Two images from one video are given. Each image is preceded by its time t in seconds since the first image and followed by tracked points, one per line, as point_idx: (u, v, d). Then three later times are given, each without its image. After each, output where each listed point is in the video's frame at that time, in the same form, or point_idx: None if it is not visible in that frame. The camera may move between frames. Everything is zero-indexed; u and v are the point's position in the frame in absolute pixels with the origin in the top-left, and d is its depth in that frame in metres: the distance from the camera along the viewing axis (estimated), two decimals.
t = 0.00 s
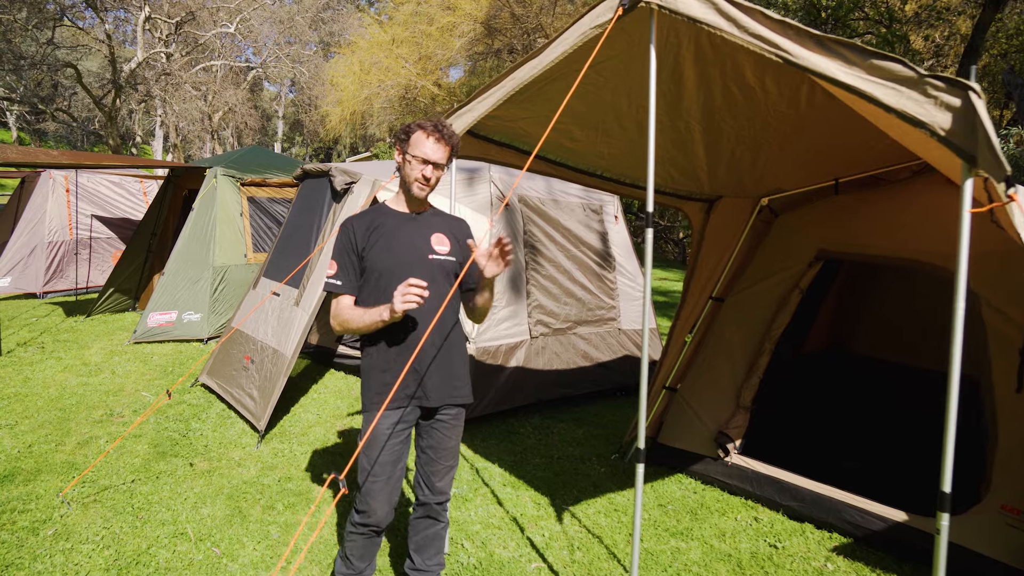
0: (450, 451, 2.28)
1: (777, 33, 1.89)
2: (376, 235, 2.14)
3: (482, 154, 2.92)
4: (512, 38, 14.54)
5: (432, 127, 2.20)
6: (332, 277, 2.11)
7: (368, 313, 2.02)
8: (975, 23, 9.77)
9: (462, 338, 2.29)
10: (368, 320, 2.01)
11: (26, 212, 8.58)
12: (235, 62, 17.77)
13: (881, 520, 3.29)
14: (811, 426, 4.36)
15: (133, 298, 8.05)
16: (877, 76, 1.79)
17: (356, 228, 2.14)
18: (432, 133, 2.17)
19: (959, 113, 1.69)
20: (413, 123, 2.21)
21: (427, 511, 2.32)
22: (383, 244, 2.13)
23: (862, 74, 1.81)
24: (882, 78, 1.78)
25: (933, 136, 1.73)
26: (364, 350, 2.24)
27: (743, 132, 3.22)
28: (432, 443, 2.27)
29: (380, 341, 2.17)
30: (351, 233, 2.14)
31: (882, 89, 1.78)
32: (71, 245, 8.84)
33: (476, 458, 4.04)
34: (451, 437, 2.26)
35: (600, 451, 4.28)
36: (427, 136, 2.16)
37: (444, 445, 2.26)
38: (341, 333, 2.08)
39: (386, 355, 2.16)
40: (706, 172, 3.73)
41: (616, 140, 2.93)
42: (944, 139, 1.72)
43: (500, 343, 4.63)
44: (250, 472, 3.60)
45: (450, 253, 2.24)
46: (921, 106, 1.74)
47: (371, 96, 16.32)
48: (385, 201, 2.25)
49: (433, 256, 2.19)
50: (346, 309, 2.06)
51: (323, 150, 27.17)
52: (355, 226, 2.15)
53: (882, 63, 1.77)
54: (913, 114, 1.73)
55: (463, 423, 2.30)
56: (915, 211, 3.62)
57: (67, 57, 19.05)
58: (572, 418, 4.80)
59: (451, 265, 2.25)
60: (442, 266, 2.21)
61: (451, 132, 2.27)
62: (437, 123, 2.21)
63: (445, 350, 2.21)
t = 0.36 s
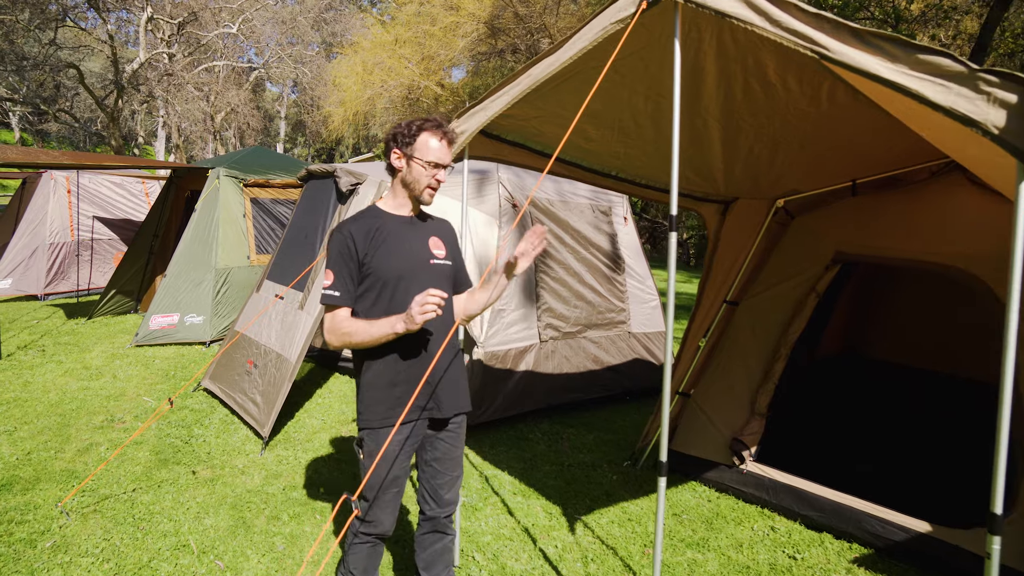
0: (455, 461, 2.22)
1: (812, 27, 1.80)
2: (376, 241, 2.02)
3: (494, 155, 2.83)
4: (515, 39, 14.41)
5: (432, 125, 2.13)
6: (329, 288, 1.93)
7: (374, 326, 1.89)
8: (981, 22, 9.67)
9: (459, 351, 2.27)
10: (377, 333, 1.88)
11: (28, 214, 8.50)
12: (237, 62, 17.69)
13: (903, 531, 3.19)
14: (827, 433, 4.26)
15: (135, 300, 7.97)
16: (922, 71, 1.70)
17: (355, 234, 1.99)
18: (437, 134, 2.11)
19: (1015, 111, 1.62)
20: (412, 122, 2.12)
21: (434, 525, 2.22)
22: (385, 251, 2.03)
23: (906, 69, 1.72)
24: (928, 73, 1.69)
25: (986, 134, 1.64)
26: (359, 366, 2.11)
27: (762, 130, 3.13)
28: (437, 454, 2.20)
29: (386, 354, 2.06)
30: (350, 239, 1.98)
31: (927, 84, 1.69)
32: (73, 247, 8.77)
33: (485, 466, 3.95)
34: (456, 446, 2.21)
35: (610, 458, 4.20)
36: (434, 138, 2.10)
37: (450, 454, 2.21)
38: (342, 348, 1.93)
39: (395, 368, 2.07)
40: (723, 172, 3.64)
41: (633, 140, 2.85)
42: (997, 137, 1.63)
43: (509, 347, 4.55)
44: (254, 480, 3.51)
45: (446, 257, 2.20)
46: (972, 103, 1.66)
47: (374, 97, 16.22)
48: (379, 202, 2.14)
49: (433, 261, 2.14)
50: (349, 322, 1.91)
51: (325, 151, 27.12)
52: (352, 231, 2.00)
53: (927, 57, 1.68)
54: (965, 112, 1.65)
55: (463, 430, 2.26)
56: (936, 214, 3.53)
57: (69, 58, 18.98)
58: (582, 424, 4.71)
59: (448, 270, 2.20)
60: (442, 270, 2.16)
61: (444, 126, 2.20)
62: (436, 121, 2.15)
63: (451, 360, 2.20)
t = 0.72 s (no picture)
0: (446, 473, 2.17)
1: (843, 21, 1.72)
2: (360, 247, 1.94)
3: (503, 156, 2.75)
4: (518, 39, 14.37)
5: (406, 119, 2.01)
6: (310, 296, 1.85)
7: (359, 335, 1.82)
8: (987, 23, 9.59)
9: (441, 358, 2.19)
10: (361, 344, 1.81)
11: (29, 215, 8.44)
12: (240, 64, 17.62)
13: (922, 541, 3.12)
14: (841, 439, 4.17)
15: (137, 302, 7.90)
16: (963, 66, 1.62)
17: (338, 239, 1.91)
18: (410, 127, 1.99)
19: None
20: (383, 117, 2.01)
21: (429, 541, 2.16)
22: (369, 256, 1.95)
23: (945, 64, 1.63)
24: (972, 68, 1.61)
25: None
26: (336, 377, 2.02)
27: (778, 131, 3.05)
28: (426, 468, 2.13)
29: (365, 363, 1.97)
30: (332, 244, 1.90)
31: (973, 81, 1.61)
32: (74, 249, 8.69)
33: (492, 473, 3.87)
34: (445, 459, 2.16)
35: (619, 464, 4.13)
36: (405, 132, 1.97)
37: (440, 467, 2.15)
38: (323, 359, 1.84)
39: (375, 379, 1.98)
40: (735, 173, 3.56)
41: (647, 139, 2.77)
42: None
43: (515, 351, 4.47)
44: (256, 488, 3.43)
45: (432, 262, 2.13)
46: (1019, 98, 1.57)
47: (377, 98, 16.16)
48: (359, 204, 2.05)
49: (419, 266, 2.07)
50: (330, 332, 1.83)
51: (327, 151, 27.10)
52: (336, 237, 1.92)
53: (971, 51, 1.60)
54: (1011, 108, 1.55)
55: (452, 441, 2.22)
56: (954, 216, 3.44)
57: (71, 60, 18.92)
58: (589, 429, 4.63)
59: (434, 275, 2.14)
60: (427, 276, 2.09)
61: (424, 121, 2.08)
62: (410, 114, 2.03)
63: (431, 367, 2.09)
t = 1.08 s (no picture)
0: (437, 486, 2.07)
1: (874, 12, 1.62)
2: (337, 250, 1.87)
3: (512, 156, 2.67)
4: (521, 39, 14.30)
5: (370, 115, 1.96)
6: (285, 300, 1.81)
7: (330, 341, 1.76)
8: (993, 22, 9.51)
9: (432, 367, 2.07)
10: (332, 350, 1.74)
11: (29, 217, 8.38)
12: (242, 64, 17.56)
13: (941, 553, 3.03)
14: (854, 447, 4.08)
15: (137, 304, 7.82)
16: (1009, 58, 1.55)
17: (314, 242, 1.85)
18: (371, 123, 1.93)
19: None
20: (348, 119, 1.97)
21: (428, 558, 2.05)
22: (349, 259, 1.88)
23: (989, 56, 1.57)
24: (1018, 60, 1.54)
25: None
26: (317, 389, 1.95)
27: (793, 131, 2.97)
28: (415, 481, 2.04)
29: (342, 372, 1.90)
30: (308, 247, 1.84)
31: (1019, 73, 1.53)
32: (73, 251, 8.62)
33: (497, 480, 3.79)
34: (435, 471, 2.07)
35: (627, 471, 4.06)
36: (366, 128, 1.91)
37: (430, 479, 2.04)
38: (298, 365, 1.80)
39: (352, 389, 1.90)
40: (748, 174, 3.48)
41: (659, 140, 2.69)
42: None
43: (520, 355, 4.39)
44: (256, 496, 3.35)
45: (421, 266, 2.01)
46: None
47: (379, 98, 16.07)
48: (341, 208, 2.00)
49: (403, 270, 1.96)
50: (303, 338, 1.78)
51: (329, 151, 27.05)
52: (313, 241, 1.86)
53: (1015, 42, 1.53)
54: None
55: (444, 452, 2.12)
56: (973, 216, 3.35)
57: (73, 60, 18.85)
58: (595, 435, 4.55)
59: (424, 279, 2.02)
60: (413, 281, 1.98)
61: (396, 114, 2.02)
62: (374, 110, 1.97)
63: (418, 376, 1.99)
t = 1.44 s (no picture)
0: (450, 498, 1.98)
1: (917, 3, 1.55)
2: (333, 261, 1.77)
3: (525, 155, 2.58)
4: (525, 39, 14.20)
5: (360, 113, 1.92)
6: (282, 322, 1.69)
7: (336, 360, 1.66)
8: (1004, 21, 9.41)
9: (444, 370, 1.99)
10: (338, 371, 1.65)
11: (30, 217, 8.30)
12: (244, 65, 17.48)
13: (967, 566, 2.94)
14: (872, 455, 3.98)
15: (138, 306, 7.74)
16: None
17: (308, 256, 1.73)
18: (368, 119, 1.90)
19: None
20: (336, 121, 1.90)
21: (444, 573, 1.96)
22: (346, 269, 1.78)
23: None
24: None
25: None
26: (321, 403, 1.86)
27: (813, 131, 2.89)
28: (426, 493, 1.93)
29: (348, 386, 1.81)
30: (302, 262, 1.73)
31: None
32: (75, 252, 8.54)
33: (506, 488, 3.70)
34: (448, 483, 1.97)
35: (639, 479, 3.97)
36: (366, 124, 1.88)
37: (441, 491, 1.95)
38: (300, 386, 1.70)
39: (359, 402, 1.81)
40: (765, 175, 3.39)
41: (678, 140, 2.61)
42: None
43: (528, 360, 4.30)
44: (259, 506, 3.26)
45: (418, 264, 1.93)
46: None
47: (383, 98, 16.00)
48: (331, 214, 1.89)
49: (403, 272, 1.88)
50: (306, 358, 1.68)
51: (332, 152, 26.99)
52: (306, 254, 1.74)
53: None
54: None
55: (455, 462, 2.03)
56: (999, 216, 3.24)
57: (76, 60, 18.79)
58: (605, 442, 4.47)
59: (423, 277, 1.94)
60: (414, 282, 1.90)
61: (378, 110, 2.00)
62: (362, 108, 1.93)
63: (428, 384, 1.90)
